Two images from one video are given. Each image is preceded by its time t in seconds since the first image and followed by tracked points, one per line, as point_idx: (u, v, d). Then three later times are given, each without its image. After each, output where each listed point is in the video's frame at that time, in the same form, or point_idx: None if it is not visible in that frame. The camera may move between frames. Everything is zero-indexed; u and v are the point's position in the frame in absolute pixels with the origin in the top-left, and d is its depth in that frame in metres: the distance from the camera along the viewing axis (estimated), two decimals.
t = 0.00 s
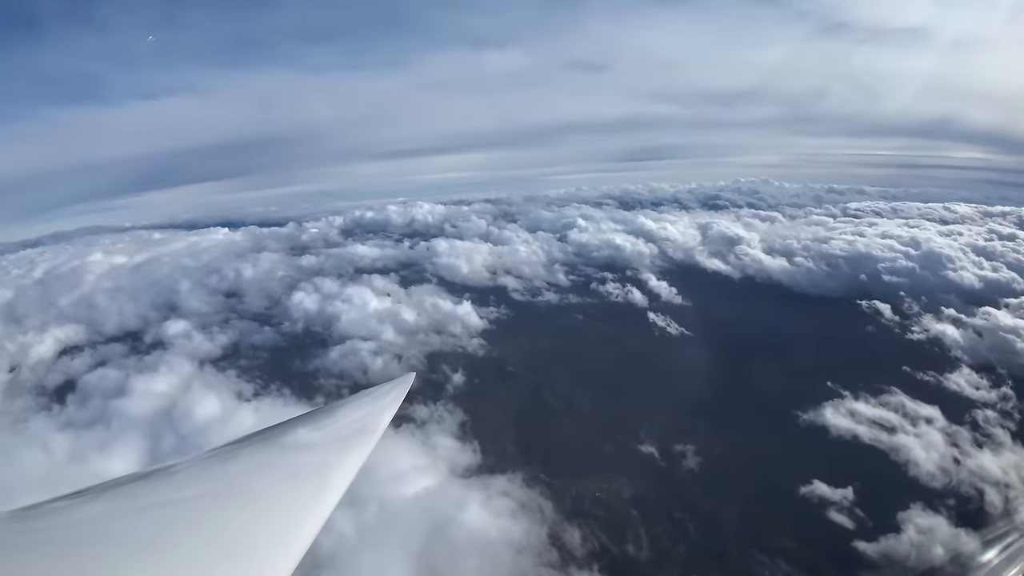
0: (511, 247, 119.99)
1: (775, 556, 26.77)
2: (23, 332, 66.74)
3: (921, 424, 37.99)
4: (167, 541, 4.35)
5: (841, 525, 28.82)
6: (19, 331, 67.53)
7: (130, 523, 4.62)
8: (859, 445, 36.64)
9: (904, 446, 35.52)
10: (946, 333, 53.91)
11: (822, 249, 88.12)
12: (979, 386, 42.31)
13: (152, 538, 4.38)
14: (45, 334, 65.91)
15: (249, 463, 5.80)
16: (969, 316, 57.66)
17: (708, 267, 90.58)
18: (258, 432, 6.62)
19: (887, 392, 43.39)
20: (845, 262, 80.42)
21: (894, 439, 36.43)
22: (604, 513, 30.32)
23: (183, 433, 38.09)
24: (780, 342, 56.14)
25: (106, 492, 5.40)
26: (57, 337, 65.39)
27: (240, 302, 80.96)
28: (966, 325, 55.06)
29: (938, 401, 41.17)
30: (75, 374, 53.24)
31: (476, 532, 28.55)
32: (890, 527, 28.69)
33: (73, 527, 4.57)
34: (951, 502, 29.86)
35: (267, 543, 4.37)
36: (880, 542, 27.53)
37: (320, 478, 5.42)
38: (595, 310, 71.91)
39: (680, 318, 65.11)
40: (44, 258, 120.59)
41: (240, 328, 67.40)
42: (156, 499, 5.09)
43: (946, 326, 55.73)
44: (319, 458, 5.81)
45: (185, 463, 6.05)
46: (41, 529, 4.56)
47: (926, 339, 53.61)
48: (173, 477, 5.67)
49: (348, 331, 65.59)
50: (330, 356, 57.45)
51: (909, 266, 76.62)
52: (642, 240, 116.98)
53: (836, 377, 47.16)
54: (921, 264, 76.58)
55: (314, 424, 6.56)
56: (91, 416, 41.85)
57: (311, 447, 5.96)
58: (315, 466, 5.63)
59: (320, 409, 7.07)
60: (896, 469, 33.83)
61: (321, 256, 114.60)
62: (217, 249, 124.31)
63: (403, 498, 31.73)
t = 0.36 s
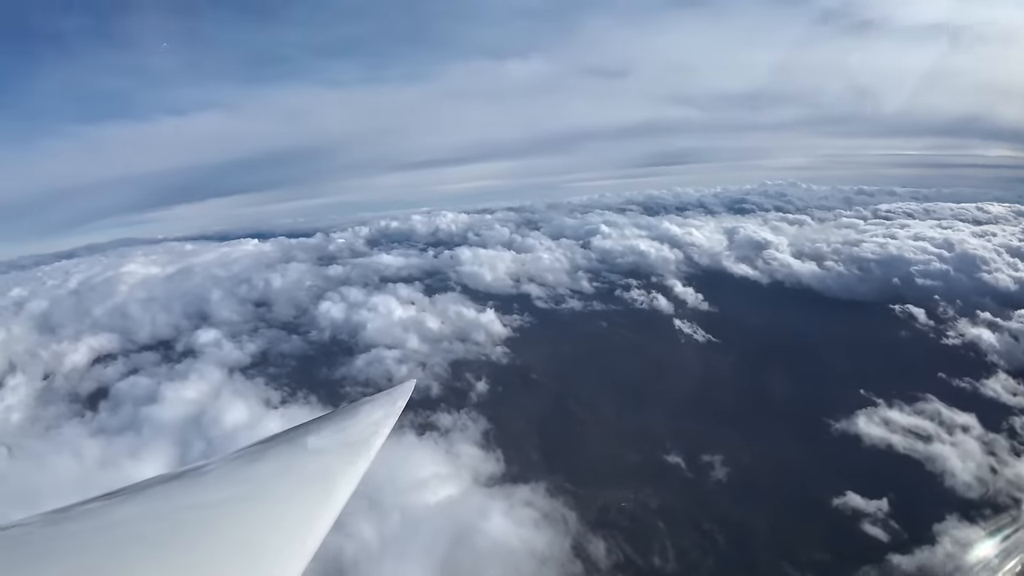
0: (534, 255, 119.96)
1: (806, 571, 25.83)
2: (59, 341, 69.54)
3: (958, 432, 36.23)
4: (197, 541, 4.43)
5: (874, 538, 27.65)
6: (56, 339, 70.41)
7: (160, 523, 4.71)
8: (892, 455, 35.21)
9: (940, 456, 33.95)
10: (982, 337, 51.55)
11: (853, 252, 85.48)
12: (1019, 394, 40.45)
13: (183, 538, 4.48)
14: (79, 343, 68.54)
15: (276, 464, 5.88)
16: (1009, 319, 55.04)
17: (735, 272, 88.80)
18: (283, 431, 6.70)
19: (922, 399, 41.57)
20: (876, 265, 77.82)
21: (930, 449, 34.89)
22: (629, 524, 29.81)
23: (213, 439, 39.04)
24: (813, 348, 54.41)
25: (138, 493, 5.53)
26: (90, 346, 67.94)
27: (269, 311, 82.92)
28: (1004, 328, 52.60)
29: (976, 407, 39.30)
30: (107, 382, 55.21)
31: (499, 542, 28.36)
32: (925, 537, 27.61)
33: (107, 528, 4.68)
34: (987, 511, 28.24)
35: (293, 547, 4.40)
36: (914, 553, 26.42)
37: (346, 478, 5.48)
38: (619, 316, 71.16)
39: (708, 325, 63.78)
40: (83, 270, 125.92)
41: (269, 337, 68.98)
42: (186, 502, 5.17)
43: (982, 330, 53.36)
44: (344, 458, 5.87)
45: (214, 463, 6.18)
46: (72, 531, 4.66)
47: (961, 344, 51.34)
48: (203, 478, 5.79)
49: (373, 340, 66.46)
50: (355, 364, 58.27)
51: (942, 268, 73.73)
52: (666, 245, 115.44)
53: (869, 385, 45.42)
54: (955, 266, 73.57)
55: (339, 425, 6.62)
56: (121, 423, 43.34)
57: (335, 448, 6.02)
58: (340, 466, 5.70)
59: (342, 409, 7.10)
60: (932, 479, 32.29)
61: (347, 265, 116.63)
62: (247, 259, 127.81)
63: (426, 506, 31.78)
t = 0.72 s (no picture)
0: (558, 261, 119.58)
1: None
2: (95, 347, 72.24)
3: (997, 441, 34.40)
4: (226, 539, 4.48)
5: (908, 549, 26.35)
6: (90, 346, 73.24)
7: (190, 523, 4.80)
8: (926, 465, 33.65)
9: (977, 465, 32.26)
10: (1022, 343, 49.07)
11: (886, 254, 82.60)
12: None
13: (212, 536, 4.53)
14: (114, 348, 71.13)
15: (303, 462, 5.97)
16: None
17: (764, 276, 86.80)
18: (311, 430, 6.85)
19: (959, 407, 39.69)
20: (909, 268, 74.98)
21: (967, 458, 33.20)
22: (656, 534, 29.22)
23: (242, 443, 39.97)
24: (847, 354, 52.54)
25: (168, 493, 5.68)
26: (125, 351, 70.47)
27: (298, 317, 84.76)
28: None
29: (1018, 417, 37.29)
30: (139, 387, 57.13)
31: (521, 550, 28.18)
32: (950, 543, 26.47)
33: (137, 528, 4.78)
34: None
35: (321, 546, 4.44)
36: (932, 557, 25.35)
37: (366, 478, 5.53)
38: (645, 322, 70.25)
39: (736, 331, 62.28)
40: (121, 278, 130.86)
41: (297, 343, 70.40)
42: (215, 502, 5.27)
43: None
44: (370, 460, 5.91)
45: (243, 462, 6.32)
46: (104, 531, 4.77)
47: (1000, 349, 48.88)
48: (232, 477, 5.92)
49: (399, 346, 67.23)
50: (381, 370, 59.01)
51: (978, 270, 70.45)
52: (693, 250, 113.58)
53: (904, 392, 43.58)
54: (991, 267, 70.35)
55: (365, 424, 6.69)
56: (152, 426, 44.76)
57: (357, 449, 6.05)
58: (361, 466, 5.76)
59: (367, 407, 7.22)
60: (970, 490, 30.64)
61: (374, 273, 118.42)
62: (276, 267, 131.03)
63: (449, 512, 31.79)
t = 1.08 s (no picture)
0: (582, 265, 118.88)
1: None
2: (128, 349, 74.93)
3: None
4: (247, 538, 4.50)
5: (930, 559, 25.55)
6: (123, 348, 76.02)
7: (213, 523, 4.85)
8: (960, 475, 32.22)
9: (1015, 478, 30.85)
10: None
11: (920, 258, 79.37)
12: None
13: (232, 536, 4.54)
14: (147, 351, 73.66)
15: (327, 462, 6.05)
16: None
17: (794, 281, 84.53)
18: (335, 428, 6.97)
19: (996, 416, 37.72)
20: (944, 272, 71.72)
21: (1004, 469, 31.71)
22: (681, 544, 28.63)
23: (268, 444, 40.81)
24: (884, 361, 50.56)
25: (198, 490, 5.83)
26: (157, 353, 72.89)
27: (325, 322, 86.36)
28: None
29: None
30: (171, 389, 58.95)
31: (542, 558, 27.94)
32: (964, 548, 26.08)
33: (165, 526, 4.87)
34: None
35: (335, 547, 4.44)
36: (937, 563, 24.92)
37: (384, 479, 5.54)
38: (671, 327, 69.16)
39: (766, 337, 60.62)
40: (156, 282, 135.58)
41: (324, 347, 71.66)
42: (241, 501, 5.34)
43: None
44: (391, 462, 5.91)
45: (271, 459, 6.47)
46: (132, 529, 4.87)
47: None
48: (260, 474, 6.05)
49: (423, 350, 67.82)
50: (405, 374, 59.57)
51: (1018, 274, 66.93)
52: (720, 253, 111.34)
53: (938, 400, 41.70)
54: None
55: (386, 424, 6.72)
56: (182, 427, 46.09)
57: (377, 451, 6.06)
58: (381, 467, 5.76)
59: (389, 406, 7.27)
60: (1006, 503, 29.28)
61: (399, 278, 119.90)
62: (304, 272, 133.86)
63: (470, 519, 31.77)
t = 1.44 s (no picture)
0: (607, 271, 117.93)
1: None
2: (160, 349, 77.48)
3: None
4: (267, 538, 4.52)
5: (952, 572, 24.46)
6: (156, 347, 78.66)
7: (237, 520, 4.90)
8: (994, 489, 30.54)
9: None
10: None
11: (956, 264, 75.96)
12: None
13: (253, 535, 4.57)
14: (178, 351, 76.03)
15: (348, 459, 6.09)
16: None
17: (826, 288, 82.10)
18: (357, 426, 7.02)
19: None
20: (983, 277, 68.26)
21: None
22: (705, 556, 28.02)
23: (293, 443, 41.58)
24: (919, 371, 48.34)
25: (225, 483, 5.98)
26: (189, 353, 75.18)
27: (351, 324, 87.81)
28: None
29: None
30: (200, 388, 60.72)
31: (562, 567, 27.71)
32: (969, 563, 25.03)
33: (190, 522, 4.96)
34: None
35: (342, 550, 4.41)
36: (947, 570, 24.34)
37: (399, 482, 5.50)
38: (698, 335, 67.90)
39: (796, 346, 58.86)
40: (190, 284, 140.00)
41: (350, 349, 72.83)
42: (265, 497, 5.44)
43: None
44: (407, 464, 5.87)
45: (296, 453, 6.60)
46: (159, 524, 4.97)
47: None
48: (284, 469, 6.15)
49: (447, 354, 68.29)
50: (429, 377, 59.98)
51: None
52: (749, 260, 109.00)
53: (974, 413, 39.52)
54: None
55: (404, 425, 6.72)
56: (211, 426, 47.42)
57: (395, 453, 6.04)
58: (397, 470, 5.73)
59: (411, 404, 7.28)
60: None
61: (424, 282, 121.09)
62: (332, 275, 136.47)
63: (490, 524, 31.70)
